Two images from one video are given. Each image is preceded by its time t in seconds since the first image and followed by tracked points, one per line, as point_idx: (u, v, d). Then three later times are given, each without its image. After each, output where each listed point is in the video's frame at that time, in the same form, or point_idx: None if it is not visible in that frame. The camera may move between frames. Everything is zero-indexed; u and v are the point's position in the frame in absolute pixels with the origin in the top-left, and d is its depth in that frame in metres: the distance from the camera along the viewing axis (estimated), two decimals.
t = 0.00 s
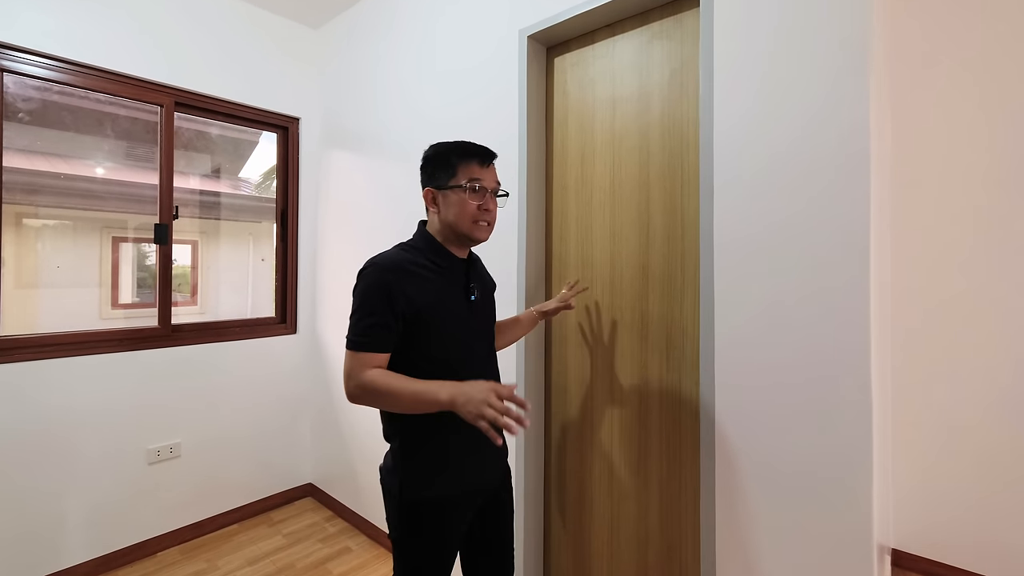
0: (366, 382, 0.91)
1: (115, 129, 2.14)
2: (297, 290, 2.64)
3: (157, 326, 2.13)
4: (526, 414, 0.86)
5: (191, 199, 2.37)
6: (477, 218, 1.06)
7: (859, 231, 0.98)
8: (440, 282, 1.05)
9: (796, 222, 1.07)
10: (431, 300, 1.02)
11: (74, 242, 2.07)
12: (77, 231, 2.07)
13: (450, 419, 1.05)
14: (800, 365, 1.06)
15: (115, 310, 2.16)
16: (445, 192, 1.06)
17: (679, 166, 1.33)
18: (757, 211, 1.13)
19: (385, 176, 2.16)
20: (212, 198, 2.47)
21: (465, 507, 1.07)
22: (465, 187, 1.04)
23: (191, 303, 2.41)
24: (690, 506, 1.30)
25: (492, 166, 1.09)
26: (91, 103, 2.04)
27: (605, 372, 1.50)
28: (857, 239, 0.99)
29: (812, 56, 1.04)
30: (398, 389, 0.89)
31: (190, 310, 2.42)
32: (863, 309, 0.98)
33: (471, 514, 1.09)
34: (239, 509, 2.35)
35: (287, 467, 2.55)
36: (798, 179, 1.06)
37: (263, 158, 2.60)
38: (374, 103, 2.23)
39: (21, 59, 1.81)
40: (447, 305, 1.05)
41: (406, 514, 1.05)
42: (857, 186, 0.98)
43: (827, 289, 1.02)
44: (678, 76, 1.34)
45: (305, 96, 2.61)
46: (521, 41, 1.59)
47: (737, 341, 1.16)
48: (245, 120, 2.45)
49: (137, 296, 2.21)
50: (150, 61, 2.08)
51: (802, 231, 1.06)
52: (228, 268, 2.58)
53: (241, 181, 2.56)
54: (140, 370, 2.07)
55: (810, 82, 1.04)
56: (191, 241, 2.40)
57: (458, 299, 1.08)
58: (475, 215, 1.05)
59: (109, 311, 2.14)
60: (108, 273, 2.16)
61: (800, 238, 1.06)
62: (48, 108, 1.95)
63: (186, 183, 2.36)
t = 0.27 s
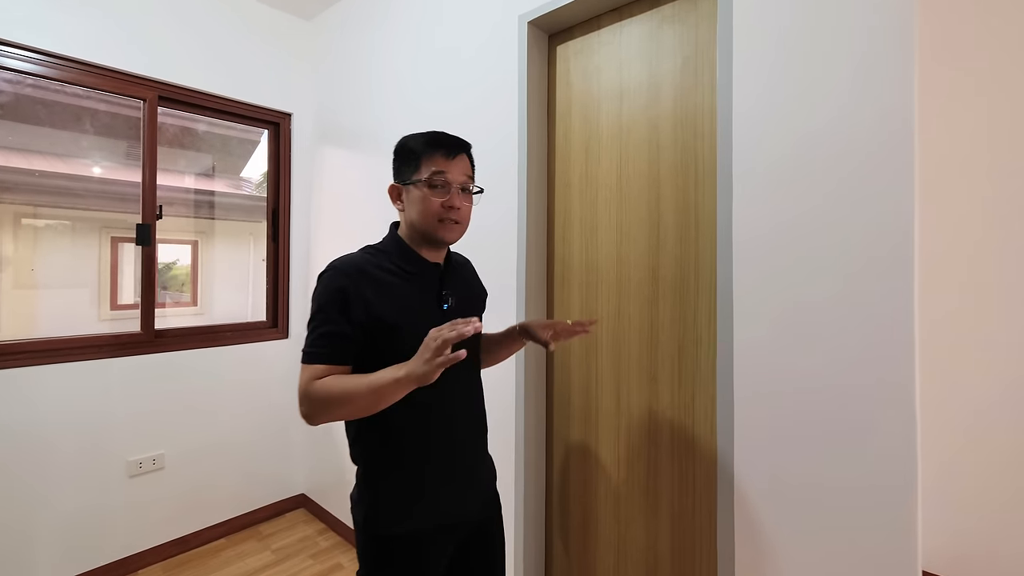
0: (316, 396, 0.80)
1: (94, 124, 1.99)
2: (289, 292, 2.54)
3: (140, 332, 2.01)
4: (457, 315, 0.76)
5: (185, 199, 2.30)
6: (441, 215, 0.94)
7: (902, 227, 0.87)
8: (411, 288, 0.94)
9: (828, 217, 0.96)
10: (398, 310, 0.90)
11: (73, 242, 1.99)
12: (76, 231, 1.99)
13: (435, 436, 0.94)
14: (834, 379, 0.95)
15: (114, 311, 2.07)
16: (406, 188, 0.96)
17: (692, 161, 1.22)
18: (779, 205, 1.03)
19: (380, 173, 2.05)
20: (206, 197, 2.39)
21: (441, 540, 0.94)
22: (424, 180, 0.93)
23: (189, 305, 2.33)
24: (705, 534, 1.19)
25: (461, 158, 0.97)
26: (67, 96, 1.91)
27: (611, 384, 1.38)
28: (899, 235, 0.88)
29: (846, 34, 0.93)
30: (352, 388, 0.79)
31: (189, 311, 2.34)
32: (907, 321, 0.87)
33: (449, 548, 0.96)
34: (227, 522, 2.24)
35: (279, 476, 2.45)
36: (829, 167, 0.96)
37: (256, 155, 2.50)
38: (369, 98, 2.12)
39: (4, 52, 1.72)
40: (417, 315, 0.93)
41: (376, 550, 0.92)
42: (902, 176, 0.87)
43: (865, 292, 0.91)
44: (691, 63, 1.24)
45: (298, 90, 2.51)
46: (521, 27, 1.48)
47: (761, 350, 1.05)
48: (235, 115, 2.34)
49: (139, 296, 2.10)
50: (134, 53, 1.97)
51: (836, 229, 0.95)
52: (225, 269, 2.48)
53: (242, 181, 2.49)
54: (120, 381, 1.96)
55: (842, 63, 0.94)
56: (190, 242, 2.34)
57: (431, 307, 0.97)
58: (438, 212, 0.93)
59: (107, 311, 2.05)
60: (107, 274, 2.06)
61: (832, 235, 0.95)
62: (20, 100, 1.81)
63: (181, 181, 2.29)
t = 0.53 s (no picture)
0: (276, 426, 0.76)
1: (78, 126, 1.90)
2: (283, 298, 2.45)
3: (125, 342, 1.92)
4: (412, 346, 0.71)
5: (184, 198, 2.24)
6: (408, 219, 0.84)
7: (940, 239, 0.79)
8: (375, 307, 0.84)
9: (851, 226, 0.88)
10: (355, 330, 0.81)
11: (72, 243, 1.90)
12: (75, 232, 1.91)
13: (430, 471, 0.87)
14: (866, 403, 0.87)
15: (113, 313, 1.99)
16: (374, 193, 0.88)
17: (706, 164, 1.14)
18: (795, 215, 0.95)
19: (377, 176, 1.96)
20: (203, 198, 2.31)
21: None
22: (390, 182, 0.85)
23: (189, 306, 2.27)
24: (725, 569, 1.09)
25: (432, 157, 0.89)
26: (49, 96, 1.81)
27: (621, 402, 1.29)
28: (934, 247, 0.80)
29: (880, 26, 0.85)
30: (309, 421, 0.74)
31: (190, 312, 2.28)
32: (962, 342, 0.78)
33: None
34: (220, 538, 2.12)
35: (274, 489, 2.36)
36: (852, 170, 0.88)
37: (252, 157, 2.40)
38: (366, 96, 2.03)
39: None
40: (377, 336, 0.83)
41: None
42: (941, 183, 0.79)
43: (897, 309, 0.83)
44: (705, 59, 1.15)
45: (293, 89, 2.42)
46: (522, 22, 1.40)
47: (787, 370, 0.96)
48: (225, 115, 2.25)
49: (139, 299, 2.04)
50: (121, 49, 1.88)
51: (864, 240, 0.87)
52: (220, 272, 2.39)
53: (244, 182, 2.41)
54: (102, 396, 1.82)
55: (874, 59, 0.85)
56: (189, 243, 2.28)
57: (398, 328, 0.85)
58: (404, 215, 0.84)
59: (106, 314, 1.97)
60: (107, 276, 1.98)
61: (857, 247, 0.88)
62: None
63: (178, 182, 2.22)
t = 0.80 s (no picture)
0: (281, 464, 0.69)
1: (70, 128, 1.85)
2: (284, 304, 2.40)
3: (119, 352, 1.87)
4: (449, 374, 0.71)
5: (182, 201, 2.19)
6: (391, 244, 0.80)
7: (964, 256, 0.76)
8: (363, 329, 0.79)
9: (873, 240, 0.84)
10: (343, 355, 0.76)
11: (73, 247, 1.87)
12: (77, 234, 1.87)
13: (418, 512, 0.81)
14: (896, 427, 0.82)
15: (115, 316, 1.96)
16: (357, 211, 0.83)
17: (724, 172, 1.08)
18: (804, 232, 0.92)
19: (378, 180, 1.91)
20: (202, 199, 2.27)
21: None
22: (373, 203, 0.80)
23: (190, 308, 2.25)
24: None
25: (419, 173, 0.82)
26: (41, 100, 1.77)
27: (633, 418, 1.24)
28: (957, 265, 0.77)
29: (906, 30, 0.80)
30: (325, 463, 0.69)
31: (190, 314, 2.26)
32: (1009, 368, 0.73)
33: None
34: (220, 551, 2.08)
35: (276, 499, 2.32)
36: (867, 183, 0.85)
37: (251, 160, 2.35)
38: (367, 98, 1.98)
39: None
40: (366, 361, 0.77)
41: None
42: (967, 199, 0.75)
43: (923, 328, 0.80)
44: (723, 62, 1.09)
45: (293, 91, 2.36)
46: (529, 22, 1.34)
47: (815, 392, 0.91)
48: (222, 118, 2.20)
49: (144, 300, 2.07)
50: (115, 51, 1.83)
51: (885, 256, 0.83)
52: (222, 276, 2.35)
53: (246, 184, 2.36)
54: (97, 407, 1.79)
55: (898, 66, 0.81)
56: (190, 245, 2.24)
57: (388, 352, 0.79)
58: (386, 240, 0.80)
59: (107, 316, 1.93)
60: (107, 281, 1.94)
61: (878, 264, 0.84)
62: None
63: (177, 184, 2.18)
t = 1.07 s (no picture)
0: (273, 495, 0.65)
1: (65, 130, 1.79)
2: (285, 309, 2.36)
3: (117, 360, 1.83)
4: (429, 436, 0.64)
5: (183, 202, 2.16)
6: (399, 258, 0.75)
7: (986, 267, 0.75)
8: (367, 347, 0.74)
9: (910, 250, 0.81)
10: (346, 374, 0.71)
11: (73, 249, 1.84)
12: (77, 235, 1.84)
13: (429, 555, 0.77)
14: (928, 450, 0.79)
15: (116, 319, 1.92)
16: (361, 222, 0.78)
17: (743, 178, 1.04)
18: (823, 245, 0.90)
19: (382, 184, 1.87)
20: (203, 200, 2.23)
21: None
22: (379, 213, 0.75)
23: (190, 309, 2.22)
24: None
25: (426, 182, 0.77)
26: (36, 101, 1.71)
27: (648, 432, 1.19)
28: (978, 276, 0.76)
29: (945, 37, 0.78)
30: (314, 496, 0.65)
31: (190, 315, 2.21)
32: None
33: None
34: (221, 561, 2.04)
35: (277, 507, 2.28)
36: (882, 197, 0.84)
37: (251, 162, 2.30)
38: (371, 100, 1.93)
39: None
40: (368, 382, 0.72)
41: None
42: (989, 208, 0.75)
43: (947, 342, 0.78)
44: (742, 65, 1.04)
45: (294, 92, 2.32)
46: (539, 22, 1.29)
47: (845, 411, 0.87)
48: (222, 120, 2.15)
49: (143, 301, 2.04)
50: (113, 51, 1.79)
51: (909, 271, 0.81)
52: (223, 278, 2.31)
53: (247, 184, 2.31)
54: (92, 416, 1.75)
55: (914, 74, 0.81)
56: (190, 246, 2.20)
57: (392, 371, 0.75)
58: (393, 254, 0.74)
59: (107, 318, 1.89)
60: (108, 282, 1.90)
61: (900, 278, 0.82)
62: None
63: (178, 185, 2.15)
